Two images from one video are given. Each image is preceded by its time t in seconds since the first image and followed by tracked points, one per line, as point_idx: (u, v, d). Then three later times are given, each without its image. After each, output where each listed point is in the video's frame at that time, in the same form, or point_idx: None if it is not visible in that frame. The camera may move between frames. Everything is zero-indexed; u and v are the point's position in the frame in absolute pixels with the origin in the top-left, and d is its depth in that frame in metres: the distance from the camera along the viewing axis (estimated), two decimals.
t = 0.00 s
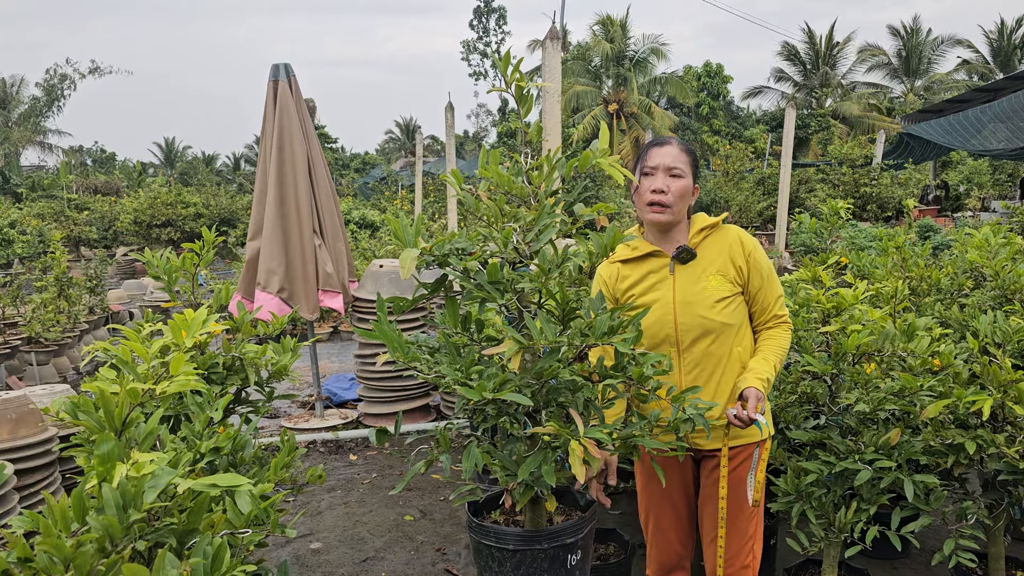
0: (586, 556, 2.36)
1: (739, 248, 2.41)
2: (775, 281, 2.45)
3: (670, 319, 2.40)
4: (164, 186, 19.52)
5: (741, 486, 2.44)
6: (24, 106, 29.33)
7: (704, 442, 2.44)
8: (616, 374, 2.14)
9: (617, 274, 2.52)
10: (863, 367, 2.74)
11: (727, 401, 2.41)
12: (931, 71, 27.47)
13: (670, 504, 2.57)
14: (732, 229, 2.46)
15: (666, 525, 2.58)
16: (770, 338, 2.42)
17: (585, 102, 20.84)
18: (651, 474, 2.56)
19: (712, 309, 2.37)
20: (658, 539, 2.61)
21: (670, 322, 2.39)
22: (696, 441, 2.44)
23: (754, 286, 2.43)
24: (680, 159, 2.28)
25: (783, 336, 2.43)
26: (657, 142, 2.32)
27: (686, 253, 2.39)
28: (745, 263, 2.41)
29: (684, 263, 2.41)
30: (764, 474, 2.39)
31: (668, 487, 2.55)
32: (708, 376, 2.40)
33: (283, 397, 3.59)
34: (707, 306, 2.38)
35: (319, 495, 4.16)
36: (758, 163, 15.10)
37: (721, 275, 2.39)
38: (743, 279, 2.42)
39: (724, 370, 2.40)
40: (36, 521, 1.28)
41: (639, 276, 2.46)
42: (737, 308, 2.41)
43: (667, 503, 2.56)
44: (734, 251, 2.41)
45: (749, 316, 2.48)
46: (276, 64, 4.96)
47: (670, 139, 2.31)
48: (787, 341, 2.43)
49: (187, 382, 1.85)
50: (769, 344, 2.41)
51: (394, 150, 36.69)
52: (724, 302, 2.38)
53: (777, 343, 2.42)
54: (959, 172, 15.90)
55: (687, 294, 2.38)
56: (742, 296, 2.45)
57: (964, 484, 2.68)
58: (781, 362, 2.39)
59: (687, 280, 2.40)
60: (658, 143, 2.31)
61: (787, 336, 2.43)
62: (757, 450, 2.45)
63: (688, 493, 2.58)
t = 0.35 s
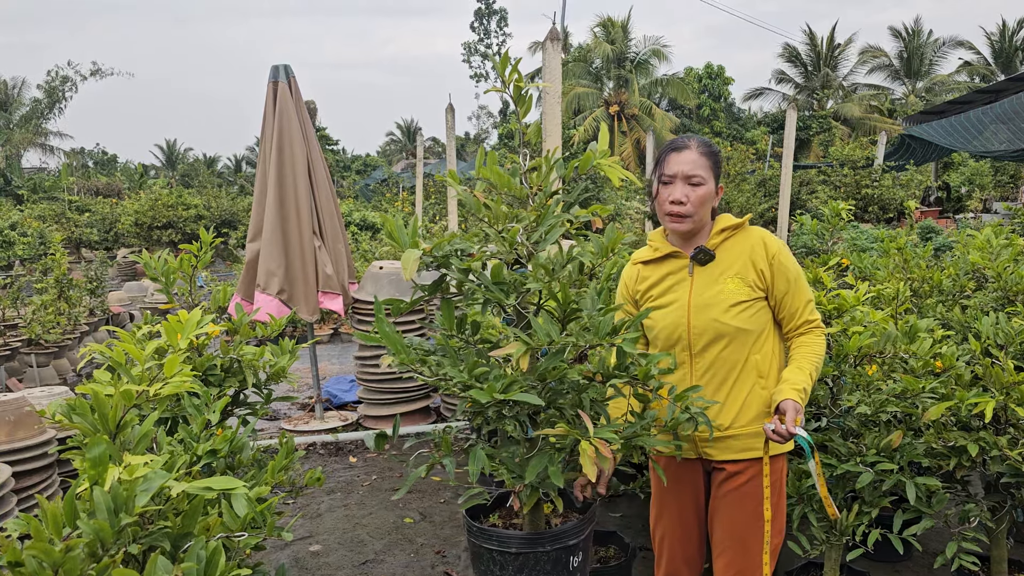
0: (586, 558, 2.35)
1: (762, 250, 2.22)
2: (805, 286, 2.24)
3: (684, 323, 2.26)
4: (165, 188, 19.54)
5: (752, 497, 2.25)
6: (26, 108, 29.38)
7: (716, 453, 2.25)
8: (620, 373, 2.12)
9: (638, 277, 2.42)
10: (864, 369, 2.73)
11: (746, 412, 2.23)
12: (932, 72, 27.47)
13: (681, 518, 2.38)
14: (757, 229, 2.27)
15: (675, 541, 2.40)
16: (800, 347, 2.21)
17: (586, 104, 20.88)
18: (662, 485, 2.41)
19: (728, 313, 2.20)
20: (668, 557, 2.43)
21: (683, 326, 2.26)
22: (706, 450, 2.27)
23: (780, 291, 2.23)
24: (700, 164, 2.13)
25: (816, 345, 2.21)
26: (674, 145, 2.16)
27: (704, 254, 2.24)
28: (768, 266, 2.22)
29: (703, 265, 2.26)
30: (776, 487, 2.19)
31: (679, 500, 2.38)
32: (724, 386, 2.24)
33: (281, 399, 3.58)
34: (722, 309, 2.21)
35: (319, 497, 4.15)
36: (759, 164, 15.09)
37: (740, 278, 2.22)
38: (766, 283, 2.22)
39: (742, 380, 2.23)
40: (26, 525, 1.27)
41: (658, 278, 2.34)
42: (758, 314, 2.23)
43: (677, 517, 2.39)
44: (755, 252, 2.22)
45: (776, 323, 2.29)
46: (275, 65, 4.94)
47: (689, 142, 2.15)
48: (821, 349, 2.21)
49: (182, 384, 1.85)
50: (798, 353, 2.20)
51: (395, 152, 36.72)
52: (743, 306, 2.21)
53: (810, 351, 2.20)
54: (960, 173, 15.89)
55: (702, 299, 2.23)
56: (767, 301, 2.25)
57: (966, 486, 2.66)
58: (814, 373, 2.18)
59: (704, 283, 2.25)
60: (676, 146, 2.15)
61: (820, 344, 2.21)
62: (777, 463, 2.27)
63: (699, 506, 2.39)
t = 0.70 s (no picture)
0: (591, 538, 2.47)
1: (771, 252, 2.17)
2: (817, 289, 2.16)
3: (691, 326, 2.26)
4: (168, 189, 19.57)
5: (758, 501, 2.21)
6: (29, 110, 29.45)
7: (722, 457, 2.24)
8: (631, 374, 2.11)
9: (650, 275, 2.42)
10: (864, 369, 2.72)
11: (750, 417, 2.20)
12: (934, 74, 27.49)
13: (691, 521, 2.37)
14: (769, 231, 2.22)
15: (684, 543, 2.38)
16: (811, 353, 2.13)
17: (587, 105, 20.93)
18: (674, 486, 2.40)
19: (733, 317, 2.18)
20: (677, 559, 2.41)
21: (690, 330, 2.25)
22: (711, 454, 2.26)
23: (789, 294, 2.17)
24: (710, 169, 2.07)
25: (827, 351, 2.12)
26: (686, 149, 2.10)
27: (712, 256, 2.22)
28: (777, 268, 2.17)
29: (713, 267, 2.24)
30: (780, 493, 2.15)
31: (690, 503, 2.37)
32: (729, 390, 2.21)
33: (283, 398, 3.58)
34: (728, 313, 2.19)
35: (320, 497, 4.16)
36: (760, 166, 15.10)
37: (747, 280, 2.18)
38: (775, 286, 2.17)
39: (747, 385, 2.20)
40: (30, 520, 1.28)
41: (669, 277, 2.34)
42: (766, 318, 2.18)
43: (687, 519, 2.37)
44: (764, 255, 2.18)
45: (788, 326, 2.23)
46: (276, 66, 4.94)
47: (700, 146, 2.09)
48: (834, 355, 2.12)
49: (185, 381, 1.87)
50: (808, 359, 2.12)
51: (397, 153, 36.76)
52: (749, 310, 2.18)
53: (821, 357, 2.12)
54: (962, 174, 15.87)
55: (708, 302, 2.22)
56: (777, 305, 2.20)
57: (967, 486, 2.67)
58: (824, 380, 2.10)
59: (711, 285, 2.23)
60: (686, 151, 2.10)
61: (832, 350, 2.12)
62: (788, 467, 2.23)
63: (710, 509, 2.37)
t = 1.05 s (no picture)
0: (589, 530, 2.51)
1: (784, 259, 2.15)
2: (830, 300, 2.13)
3: (696, 328, 2.25)
4: (169, 191, 19.59)
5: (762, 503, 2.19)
6: (31, 112, 29.49)
7: (725, 459, 2.24)
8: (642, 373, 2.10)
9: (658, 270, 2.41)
10: (869, 368, 2.72)
11: (755, 424, 2.19)
12: (935, 75, 27.48)
13: (699, 521, 2.35)
14: (784, 236, 2.19)
15: (692, 544, 2.37)
16: (820, 365, 2.12)
17: (588, 107, 20.94)
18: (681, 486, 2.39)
19: (741, 322, 2.16)
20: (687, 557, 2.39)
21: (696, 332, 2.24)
22: (715, 456, 2.25)
23: (801, 303, 2.14)
24: (721, 171, 2.04)
25: (836, 364, 2.11)
26: (697, 147, 2.08)
27: (722, 258, 2.20)
28: (789, 276, 2.14)
29: (723, 268, 2.23)
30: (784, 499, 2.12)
31: (697, 504, 2.35)
32: (734, 396, 2.20)
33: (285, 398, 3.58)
34: (735, 318, 2.17)
35: (323, 497, 4.15)
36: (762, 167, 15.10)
37: (757, 286, 2.16)
38: (786, 294, 2.15)
39: (753, 391, 2.19)
40: (33, 517, 1.27)
41: (677, 274, 2.33)
42: (775, 325, 2.17)
43: (694, 519, 2.36)
44: (777, 261, 2.15)
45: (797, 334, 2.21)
46: (279, 67, 4.94)
47: (712, 146, 2.06)
48: (843, 367, 2.12)
49: (188, 379, 1.87)
50: (818, 372, 2.12)
51: (398, 155, 36.78)
52: (758, 316, 2.16)
53: (830, 370, 2.11)
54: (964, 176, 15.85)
55: (716, 305, 2.21)
56: (787, 313, 2.19)
57: (972, 485, 2.66)
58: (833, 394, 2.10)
59: (720, 288, 2.22)
60: (698, 151, 2.08)
61: (841, 363, 2.12)
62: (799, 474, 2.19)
63: (717, 510, 2.35)
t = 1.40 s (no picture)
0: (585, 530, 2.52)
1: (786, 261, 2.13)
2: (830, 304, 2.11)
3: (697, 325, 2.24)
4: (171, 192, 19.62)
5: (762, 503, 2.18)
6: (33, 112, 29.50)
7: (722, 460, 2.23)
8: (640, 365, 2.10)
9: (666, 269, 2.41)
10: (872, 367, 2.72)
11: (750, 425, 2.18)
12: (938, 76, 27.43)
13: (700, 521, 2.35)
14: (789, 238, 2.17)
15: (692, 543, 2.37)
16: (815, 369, 2.10)
17: (590, 108, 20.96)
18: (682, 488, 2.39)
19: (741, 322, 2.15)
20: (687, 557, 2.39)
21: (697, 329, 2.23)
22: (714, 455, 2.25)
23: (800, 306, 2.13)
24: (727, 171, 2.05)
25: (832, 369, 2.09)
26: (704, 146, 2.08)
27: (725, 258, 2.20)
28: (790, 278, 2.13)
29: (727, 268, 2.22)
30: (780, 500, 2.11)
31: (697, 503, 2.35)
32: (733, 396, 2.19)
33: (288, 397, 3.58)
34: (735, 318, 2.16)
35: (325, 497, 4.16)
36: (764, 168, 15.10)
37: (758, 287, 2.15)
38: (786, 296, 2.13)
39: (751, 391, 2.17)
40: (41, 511, 1.28)
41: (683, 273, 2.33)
42: (774, 327, 2.15)
43: (694, 519, 2.36)
44: (779, 262, 2.14)
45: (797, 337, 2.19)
46: (281, 67, 4.95)
47: (716, 147, 2.06)
48: (838, 374, 2.09)
49: (192, 376, 1.87)
50: (813, 376, 2.10)
51: (400, 156, 36.82)
52: (758, 318, 2.14)
53: (824, 375, 2.09)
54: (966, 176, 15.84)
55: (718, 304, 2.20)
56: (788, 315, 2.17)
57: (974, 485, 2.66)
58: (821, 399, 2.08)
59: (722, 288, 2.21)
60: (703, 151, 2.08)
61: (837, 369, 2.09)
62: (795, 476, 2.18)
63: (717, 510, 2.35)
